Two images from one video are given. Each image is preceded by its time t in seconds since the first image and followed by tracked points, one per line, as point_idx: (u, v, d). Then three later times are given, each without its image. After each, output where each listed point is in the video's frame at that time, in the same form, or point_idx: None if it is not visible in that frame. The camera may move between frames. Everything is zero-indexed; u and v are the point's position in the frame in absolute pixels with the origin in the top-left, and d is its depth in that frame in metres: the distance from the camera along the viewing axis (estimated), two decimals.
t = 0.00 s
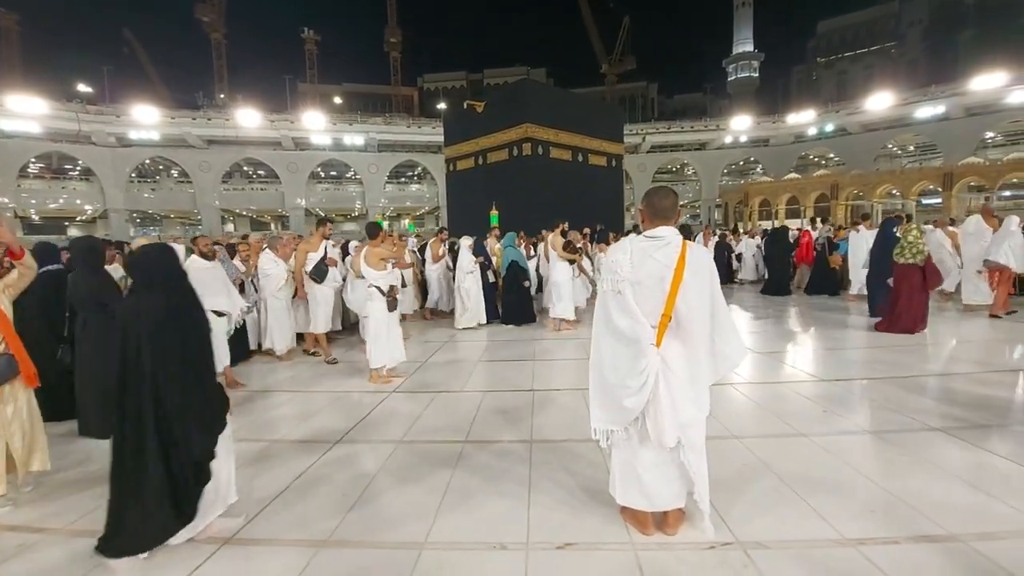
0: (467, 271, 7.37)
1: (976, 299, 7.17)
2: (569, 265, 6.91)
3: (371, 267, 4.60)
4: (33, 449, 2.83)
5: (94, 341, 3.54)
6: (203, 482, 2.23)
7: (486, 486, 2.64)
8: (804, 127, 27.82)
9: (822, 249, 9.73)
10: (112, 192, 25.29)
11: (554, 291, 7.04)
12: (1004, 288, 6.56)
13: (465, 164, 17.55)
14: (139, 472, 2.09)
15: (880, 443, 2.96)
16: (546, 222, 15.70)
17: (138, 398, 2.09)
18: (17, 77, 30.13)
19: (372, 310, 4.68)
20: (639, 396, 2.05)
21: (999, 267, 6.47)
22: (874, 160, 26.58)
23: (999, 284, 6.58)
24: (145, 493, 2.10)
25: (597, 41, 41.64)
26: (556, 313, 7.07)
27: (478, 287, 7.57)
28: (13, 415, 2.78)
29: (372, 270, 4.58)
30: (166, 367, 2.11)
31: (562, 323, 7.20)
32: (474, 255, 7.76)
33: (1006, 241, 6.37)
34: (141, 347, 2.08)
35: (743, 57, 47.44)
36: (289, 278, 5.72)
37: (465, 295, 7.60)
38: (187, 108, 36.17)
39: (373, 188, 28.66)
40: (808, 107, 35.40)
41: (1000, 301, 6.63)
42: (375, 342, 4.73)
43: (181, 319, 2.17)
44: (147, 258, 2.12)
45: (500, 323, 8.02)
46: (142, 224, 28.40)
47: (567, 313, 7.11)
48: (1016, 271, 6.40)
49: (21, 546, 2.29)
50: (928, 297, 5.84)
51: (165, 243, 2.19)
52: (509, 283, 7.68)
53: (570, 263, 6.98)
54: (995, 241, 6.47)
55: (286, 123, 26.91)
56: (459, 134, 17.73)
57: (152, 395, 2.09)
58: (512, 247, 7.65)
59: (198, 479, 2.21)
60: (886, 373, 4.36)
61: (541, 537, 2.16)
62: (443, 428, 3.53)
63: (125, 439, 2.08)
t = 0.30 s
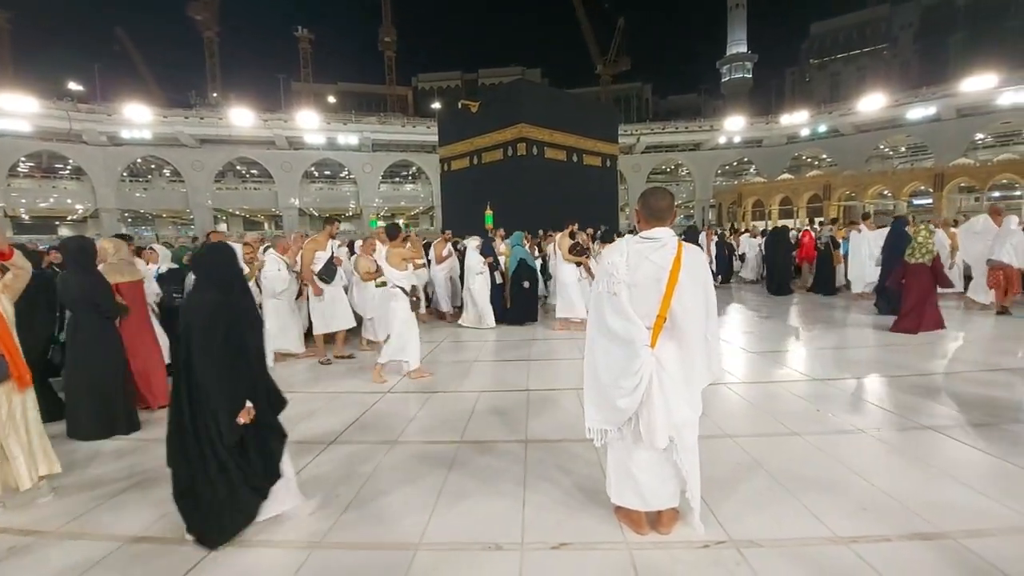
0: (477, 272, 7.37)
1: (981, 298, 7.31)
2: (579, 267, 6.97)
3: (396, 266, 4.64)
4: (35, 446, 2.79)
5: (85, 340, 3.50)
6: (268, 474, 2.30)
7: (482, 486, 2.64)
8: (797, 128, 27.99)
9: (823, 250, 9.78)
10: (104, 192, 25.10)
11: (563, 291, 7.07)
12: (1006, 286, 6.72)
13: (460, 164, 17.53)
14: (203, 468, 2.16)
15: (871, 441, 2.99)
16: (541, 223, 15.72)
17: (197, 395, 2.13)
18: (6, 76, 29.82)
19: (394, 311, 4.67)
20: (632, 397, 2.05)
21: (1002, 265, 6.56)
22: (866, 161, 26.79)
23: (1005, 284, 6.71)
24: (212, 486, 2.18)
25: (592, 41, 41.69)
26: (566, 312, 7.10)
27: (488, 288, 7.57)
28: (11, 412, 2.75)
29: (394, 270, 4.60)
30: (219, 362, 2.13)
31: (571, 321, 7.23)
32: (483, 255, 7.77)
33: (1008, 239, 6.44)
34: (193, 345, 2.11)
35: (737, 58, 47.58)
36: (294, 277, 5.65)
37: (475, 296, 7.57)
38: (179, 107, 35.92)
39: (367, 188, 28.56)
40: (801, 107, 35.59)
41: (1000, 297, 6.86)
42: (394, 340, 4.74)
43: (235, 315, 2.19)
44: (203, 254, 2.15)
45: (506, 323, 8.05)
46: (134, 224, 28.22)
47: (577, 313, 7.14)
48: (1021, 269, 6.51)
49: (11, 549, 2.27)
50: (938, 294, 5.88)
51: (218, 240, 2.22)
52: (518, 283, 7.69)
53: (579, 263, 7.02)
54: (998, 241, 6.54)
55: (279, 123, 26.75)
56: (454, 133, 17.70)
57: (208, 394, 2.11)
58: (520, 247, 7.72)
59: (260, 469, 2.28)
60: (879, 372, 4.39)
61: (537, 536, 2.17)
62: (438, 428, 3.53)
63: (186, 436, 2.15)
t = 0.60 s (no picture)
0: (488, 271, 7.34)
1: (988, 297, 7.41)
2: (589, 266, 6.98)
3: (415, 266, 4.71)
4: (32, 451, 2.74)
5: (78, 342, 3.45)
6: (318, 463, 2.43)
7: (479, 485, 2.64)
8: (792, 128, 28.11)
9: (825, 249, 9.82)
10: (98, 192, 24.95)
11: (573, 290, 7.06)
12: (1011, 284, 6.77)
13: (456, 164, 17.49)
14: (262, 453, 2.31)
15: (869, 440, 3.00)
16: (538, 222, 15.73)
17: (258, 383, 2.28)
18: None
19: (415, 310, 4.72)
20: (629, 397, 2.05)
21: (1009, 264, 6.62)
22: (861, 161, 26.94)
23: (1011, 284, 6.77)
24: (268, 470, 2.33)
25: (587, 42, 41.72)
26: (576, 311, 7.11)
27: (497, 288, 7.56)
28: (6, 419, 2.69)
29: (415, 269, 4.70)
30: (282, 353, 2.27)
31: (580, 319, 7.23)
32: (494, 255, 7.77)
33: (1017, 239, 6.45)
34: (259, 337, 2.26)
35: (732, 58, 47.66)
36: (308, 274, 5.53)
37: (486, 296, 7.52)
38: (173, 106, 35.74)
39: (363, 188, 28.49)
40: (795, 108, 35.75)
41: (1002, 296, 6.94)
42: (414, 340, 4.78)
43: (298, 309, 2.33)
44: (268, 251, 2.30)
45: (516, 325, 8.03)
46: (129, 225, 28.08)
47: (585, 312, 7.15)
48: None
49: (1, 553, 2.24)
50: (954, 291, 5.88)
51: (284, 237, 2.37)
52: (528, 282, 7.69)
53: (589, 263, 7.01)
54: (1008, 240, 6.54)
55: (274, 123, 26.60)
56: (450, 133, 17.65)
57: (270, 383, 2.26)
58: (530, 247, 7.78)
59: (312, 457, 2.41)
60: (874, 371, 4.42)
61: (534, 535, 2.17)
62: (434, 427, 3.53)
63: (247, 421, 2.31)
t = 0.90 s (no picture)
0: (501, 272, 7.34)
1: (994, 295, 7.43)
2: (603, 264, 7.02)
3: (441, 264, 4.80)
4: (30, 454, 2.73)
5: (76, 341, 3.44)
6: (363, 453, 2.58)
7: (478, 486, 2.64)
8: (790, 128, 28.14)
9: (829, 249, 9.87)
10: (96, 193, 24.92)
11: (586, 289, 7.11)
12: None
13: (454, 164, 17.47)
14: (311, 442, 2.43)
15: (868, 440, 2.99)
16: (537, 223, 15.73)
17: (316, 375, 2.41)
18: None
19: (442, 308, 4.78)
20: (630, 398, 2.05)
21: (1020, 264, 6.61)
22: (859, 161, 26.98)
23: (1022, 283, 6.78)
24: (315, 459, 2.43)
25: (586, 42, 41.74)
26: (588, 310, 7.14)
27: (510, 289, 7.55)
28: (5, 422, 2.67)
29: (439, 267, 4.77)
30: (340, 346, 2.45)
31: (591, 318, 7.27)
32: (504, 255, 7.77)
33: None
34: (317, 332, 2.41)
35: (730, 58, 47.69)
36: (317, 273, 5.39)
37: (498, 297, 7.52)
38: (171, 107, 35.68)
39: (362, 188, 28.44)
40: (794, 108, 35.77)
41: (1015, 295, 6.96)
42: (444, 340, 4.80)
43: (351, 308, 2.53)
44: (321, 253, 2.46)
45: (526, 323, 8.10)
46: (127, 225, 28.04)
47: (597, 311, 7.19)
48: None
49: None
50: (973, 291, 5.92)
51: (333, 241, 2.56)
52: (542, 282, 7.71)
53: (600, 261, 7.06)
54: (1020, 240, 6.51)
55: (273, 123, 26.55)
56: (449, 133, 17.64)
57: (329, 375, 2.42)
58: (542, 247, 7.80)
59: (357, 448, 2.54)
60: (874, 371, 4.42)
61: (532, 536, 2.16)
62: (433, 428, 3.54)
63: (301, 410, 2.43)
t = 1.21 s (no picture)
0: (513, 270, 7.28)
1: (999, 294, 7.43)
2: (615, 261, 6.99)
3: (462, 263, 4.84)
4: (26, 455, 2.71)
5: (71, 340, 3.42)
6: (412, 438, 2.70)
7: (475, 487, 2.63)
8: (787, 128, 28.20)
9: (836, 249, 9.86)
10: (91, 192, 24.80)
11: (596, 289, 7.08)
12: None
13: (452, 164, 17.43)
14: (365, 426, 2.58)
15: (866, 440, 3.00)
16: (535, 222, 15.72)
17: (365, 364, 2.57)
18: None
19: (460, 307, 4.82)
20: (626, 397, 2.05)
21: None
22: (855, 161, 27.05)
23: None
24: (361, 441, 2.58)
25: (584, 42, 41.74)
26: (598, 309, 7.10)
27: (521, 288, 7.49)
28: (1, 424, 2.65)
29: (461, 267, 4.85)
30: (379, 337, 2.60)
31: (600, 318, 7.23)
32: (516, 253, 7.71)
33: None
34: (362, 325, 2.57)
35: (727, 58, 47.75)
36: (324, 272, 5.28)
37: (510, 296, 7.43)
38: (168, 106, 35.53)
39: (359, 188, 28.39)
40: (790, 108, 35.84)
41: None
42: (462, 340, 4.79)
43: (391, 300, 2.67)
44: (363, 250, 2.63)
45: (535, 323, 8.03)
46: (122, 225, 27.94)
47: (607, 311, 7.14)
48: None
49: None
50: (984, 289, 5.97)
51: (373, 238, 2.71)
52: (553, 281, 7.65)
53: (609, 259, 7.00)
54: None
55: (269, 122, 26.45)
56: (446, 133, 17.62)
57: (374, 363, 2.57)
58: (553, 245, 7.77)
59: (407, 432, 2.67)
60: (872, 370, 4.42)
61: (529, 537, 2.16)
62: (430, 429, 3.53)
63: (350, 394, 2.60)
